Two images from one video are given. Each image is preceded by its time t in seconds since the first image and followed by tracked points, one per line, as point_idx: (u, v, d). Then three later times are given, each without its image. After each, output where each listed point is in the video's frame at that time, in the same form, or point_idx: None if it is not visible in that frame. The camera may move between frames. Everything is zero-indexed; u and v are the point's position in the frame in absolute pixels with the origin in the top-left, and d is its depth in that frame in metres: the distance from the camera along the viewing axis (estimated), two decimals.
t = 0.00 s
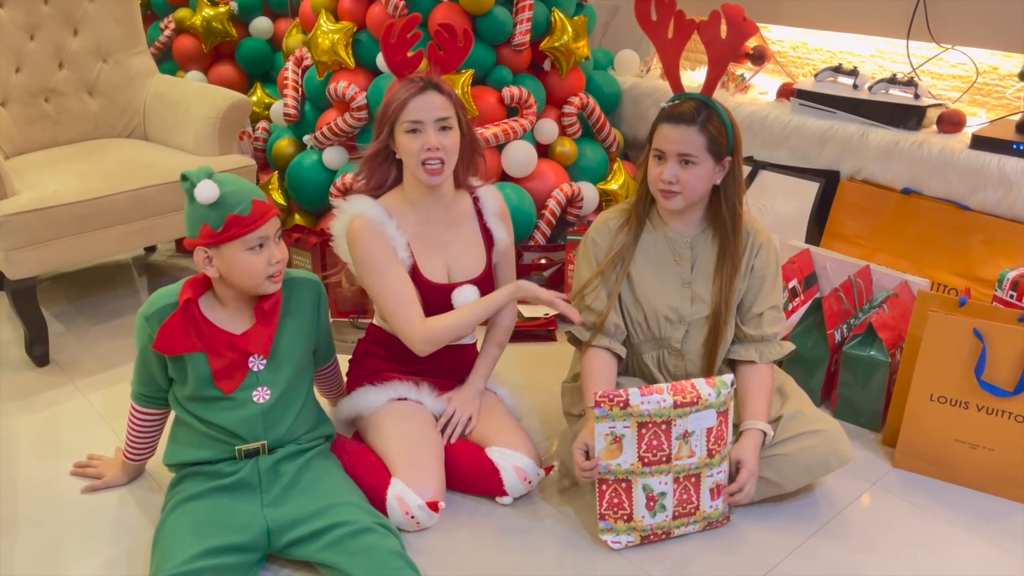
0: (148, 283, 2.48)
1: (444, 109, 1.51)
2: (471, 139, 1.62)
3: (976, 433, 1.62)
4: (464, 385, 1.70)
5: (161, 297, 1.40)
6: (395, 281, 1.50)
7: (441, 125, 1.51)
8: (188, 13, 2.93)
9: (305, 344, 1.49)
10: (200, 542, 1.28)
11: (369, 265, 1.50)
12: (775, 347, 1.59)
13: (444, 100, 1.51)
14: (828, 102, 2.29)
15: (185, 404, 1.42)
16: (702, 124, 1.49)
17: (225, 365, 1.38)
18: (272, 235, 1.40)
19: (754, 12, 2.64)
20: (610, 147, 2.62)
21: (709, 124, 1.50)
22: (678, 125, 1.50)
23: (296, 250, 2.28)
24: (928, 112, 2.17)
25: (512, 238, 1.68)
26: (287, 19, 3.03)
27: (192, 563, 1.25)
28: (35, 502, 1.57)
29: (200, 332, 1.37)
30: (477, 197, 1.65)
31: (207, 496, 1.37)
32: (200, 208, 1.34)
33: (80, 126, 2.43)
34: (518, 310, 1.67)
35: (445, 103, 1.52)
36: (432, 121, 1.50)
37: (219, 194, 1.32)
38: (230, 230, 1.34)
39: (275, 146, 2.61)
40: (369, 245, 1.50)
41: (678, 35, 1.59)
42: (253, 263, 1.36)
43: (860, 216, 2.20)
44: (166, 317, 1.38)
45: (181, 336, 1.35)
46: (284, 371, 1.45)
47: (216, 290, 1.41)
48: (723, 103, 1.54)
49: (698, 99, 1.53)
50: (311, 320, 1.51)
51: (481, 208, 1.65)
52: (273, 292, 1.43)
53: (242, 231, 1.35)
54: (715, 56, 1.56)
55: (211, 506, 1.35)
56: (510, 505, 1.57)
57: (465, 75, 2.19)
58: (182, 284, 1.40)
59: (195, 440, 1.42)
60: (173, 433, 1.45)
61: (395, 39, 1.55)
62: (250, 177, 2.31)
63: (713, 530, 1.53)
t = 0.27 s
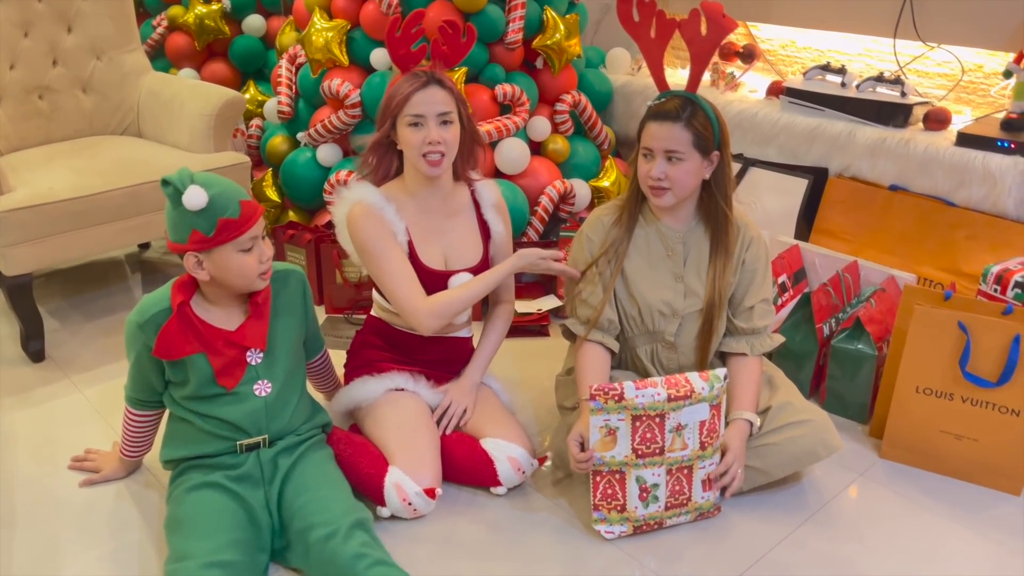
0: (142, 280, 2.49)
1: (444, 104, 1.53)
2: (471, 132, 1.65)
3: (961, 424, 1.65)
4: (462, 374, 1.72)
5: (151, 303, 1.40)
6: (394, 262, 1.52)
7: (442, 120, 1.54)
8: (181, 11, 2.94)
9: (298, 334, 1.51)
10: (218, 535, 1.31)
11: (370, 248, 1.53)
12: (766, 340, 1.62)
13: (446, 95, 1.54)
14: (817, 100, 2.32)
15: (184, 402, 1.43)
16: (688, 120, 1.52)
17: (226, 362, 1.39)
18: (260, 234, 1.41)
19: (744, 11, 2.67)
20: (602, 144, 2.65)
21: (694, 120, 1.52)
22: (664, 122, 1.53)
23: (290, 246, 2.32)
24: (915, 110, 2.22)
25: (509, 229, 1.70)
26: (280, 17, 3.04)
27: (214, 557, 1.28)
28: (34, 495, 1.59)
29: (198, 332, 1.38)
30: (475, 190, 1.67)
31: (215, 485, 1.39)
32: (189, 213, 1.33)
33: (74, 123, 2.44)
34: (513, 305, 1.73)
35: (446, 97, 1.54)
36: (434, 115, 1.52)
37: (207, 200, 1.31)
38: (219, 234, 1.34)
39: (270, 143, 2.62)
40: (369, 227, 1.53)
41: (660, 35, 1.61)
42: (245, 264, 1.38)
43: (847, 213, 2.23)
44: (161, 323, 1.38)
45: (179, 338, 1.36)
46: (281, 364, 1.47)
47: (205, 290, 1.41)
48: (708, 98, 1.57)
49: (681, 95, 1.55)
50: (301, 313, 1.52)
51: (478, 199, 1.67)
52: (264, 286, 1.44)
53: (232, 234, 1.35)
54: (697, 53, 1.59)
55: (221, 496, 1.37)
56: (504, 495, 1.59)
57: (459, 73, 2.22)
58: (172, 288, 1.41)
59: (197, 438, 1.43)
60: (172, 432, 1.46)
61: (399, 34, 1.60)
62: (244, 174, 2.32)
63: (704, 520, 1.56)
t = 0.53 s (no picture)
0: (140, 274, 2.50)
1: (455, 99, 1.57)
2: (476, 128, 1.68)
3: (949, 413, 1.69)
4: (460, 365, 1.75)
5: (151, 295, 1.41)
6: (382, 261, 1.55)
7: (452, 113, 1.57)
8: (176, 7, 2.95)
9: (298, 324, 1.53)
10: (227, 521, 1.33)
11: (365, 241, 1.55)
12: (761, 334, 1.66)
13: (456, 90, 1.57)
14: (808, 97, 2.36)
15: (187, 392, 1.44)
16: (683, 118, 1.55)
17: (228, 352, 1.41)
18: (260, 228, 1.43)
19: (736, 10, 2.70)
20: (596, 141, 2.67)
21: (690, 118, 1.55)
22: (661, 121, 1.55)
23: (288, 241, 2.34)
24: (903, 108, 2.25)
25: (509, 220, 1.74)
26: (276, 13, 3.06)
27: (225, 543, 1.30)
28: (38, 484, 1.61)
29: (200, 322, 1.39)
30: (477, 181, 1.72)
31: (221, 474, 1.41)
32: (190, 206, 1.34)
33: (72, 118, 2.45)
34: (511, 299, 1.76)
35: (457, 91, 1.57)
36: (444, 109, 1.55)
37: (209, 193, 1.33)
38: (221, 228, 1.36)
39: (266, 139, 2.63)
40: (365, 222, 1.54)
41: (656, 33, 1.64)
42: (245, 257, 1.39)
43: (838, 209, 2.27)
44: (162, 314, 1.39)
45: (181, 328, 1.37)
46: (283, 353, 1.49)
47: (205, 281, 1.42)
48: (703, 95, 1.60)
49: (678, 93, 1.58)
50: (301, 304, 1.54)
51: (480, 192, 1.71)
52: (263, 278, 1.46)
53: (233, 228, 1.37)
54: (693, 52, 1.63)
55: (229, 484, 1.40)
56: (503, 482, 1.62)
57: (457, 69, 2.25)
58: (172, 280, 1.42)
59: (199, 427, 1.44)
60: (175, 421, 1.47)
61: (414, 27, 1.59)
62: (243, 169, 2.34)
63: (699, 507, 1.59)
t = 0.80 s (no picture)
0: (132, 271, 2.50)
1: (450, 94, 1.58)
2: (471, 130, 1.70)
3: (935, 409, 1.72)
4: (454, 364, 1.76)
5: (147, 288, 1.42)
6: (356, 264, 1.61)
7: (447, 108, 1.58)
8: (169, 5, 2.95)
9: (293, 322, 1.54)
10: (216, 512, 1.33)
11: (345, 243, 1.59)
12: (753, 333, 1.69)
13: (452, 85, 1.59)
14: (798, 99, 2.39)
15: (180, 388, 1.45)
16: (682, 120, 1.57)
17: (220, 348, 1.42)
18: (255, 220, 1.43)
19: (727, 12, 2.73)
20: (588, 141, 2.70)
21: (687, 120, 1.57)
22: (659, 123, 1.57)
23: (282, 238, 2.35)
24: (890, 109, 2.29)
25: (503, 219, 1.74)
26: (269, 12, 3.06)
27: (215, 534, 1.30)
28: (33, 478, 1.61)
29: (194, 317, 1.40)
30: (470, 180, 1.71)
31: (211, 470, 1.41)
32: (185, 195, 1.35)
33: (65, 115, 2.45)
34: (505, 301, 1.78)
35: (452, 87, 1.59)
36: (439, 103, 1.57)
37: (203, 182, 1.33)
38: (215, 216, 1.36)
39: (260, 137, 2.64)
40: (346, 224, 1.59)
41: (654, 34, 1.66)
42: (239, 247, 1.40)
43: (826, 209, 2.30)
44: (155, 308, 1.40)
45: (175, 323, 1.39)
46: (277, 350, 1.50)
47: (202, 274, 1.44)
48: (701, 97, 1.61)
49: (676, 95, 1.60)
50: (297, 301, 1.55)
51: (473, 189, 1.71)
52: (260, 272, 1.46)
53: (228, 217, 1.37)
54: (689, 54, 1.62)
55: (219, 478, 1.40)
56: (496, 477, 1.64)
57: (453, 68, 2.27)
58: (166, 273, 1.43)
59: (193, 422, 1.45)
60: (170, 415, 1.48)
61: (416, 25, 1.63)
62: (237, 166, 2.34)
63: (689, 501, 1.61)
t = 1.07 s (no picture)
0: (125, 271, 2.50)
1: (430, 97, 1.59)
2: (458, 128, 1.70)
3: (923, 410, 1.74)
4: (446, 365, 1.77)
5: (148, 286, 1.42)
6: (354, 268, 1.62)
7: (425, 110, 1.59)
8: (163, 6, 2.95)
9: (289, 322, 1.54)
10: (222, 512, 1.33)
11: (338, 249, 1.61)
12: (750, 337, 1.70)
13: (431, 87, 1.60)
14: (788, 103, 2.41)
15: (177, 387, 1.45)
16: (683, 126, 1.58)
17: (217, 349, 1.42)
18: (250, 227, 1.43)
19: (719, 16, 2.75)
20: (580, 144, 2.71)
21: (689, 125, 1.58)
22: (660, 127, 1.58)
23: (275, 239, 2.35)
24: (880, 114, 2.30)
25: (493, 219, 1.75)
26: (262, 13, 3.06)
27: (237, 529, 1.31)
28: (26, 478, 1.61)
29: (191, 317, 1.40)
30: (459, 181, 1.72)
31: (214, 467, 1.41)
32: (179, 201, 1.36)
33: (58, 115, 2.44)
34: (498, 301, 1.79)
35: (433, 91, 1.60)
36: (417, 105, 1.58)
37: (196, 189, 1.34)
38: (206, 224, 1.37)
39: (253, 137, 2.64)
40: (340, 231, 1.60)
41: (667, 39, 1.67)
42: (231, 254, 1.39)
43: (816, 212, 2.32)
44: (154, 307, 1.40)
45: (173, 323, 1.38)
46: (273, 351, 1.50)
47: (198, 276, 1.43)
48: (706, 105, 1.63)
49: (679, 100, 1.61)
50: (293, 302, 1.55)
51: (461, 189, 1.72)
52: (255, 276, 1.46)
53: (219, 225, 1.38)
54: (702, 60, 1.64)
55: (224, 477, 1.40)
56: (489, 478, 1.65)
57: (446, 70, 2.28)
58: (166, 272, 1.43)
59: (190, 421, 1.45)
60: (166, 415, 1.48)
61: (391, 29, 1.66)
62: (230, 167, 2.34)
63: (682, 502, 1.63)
